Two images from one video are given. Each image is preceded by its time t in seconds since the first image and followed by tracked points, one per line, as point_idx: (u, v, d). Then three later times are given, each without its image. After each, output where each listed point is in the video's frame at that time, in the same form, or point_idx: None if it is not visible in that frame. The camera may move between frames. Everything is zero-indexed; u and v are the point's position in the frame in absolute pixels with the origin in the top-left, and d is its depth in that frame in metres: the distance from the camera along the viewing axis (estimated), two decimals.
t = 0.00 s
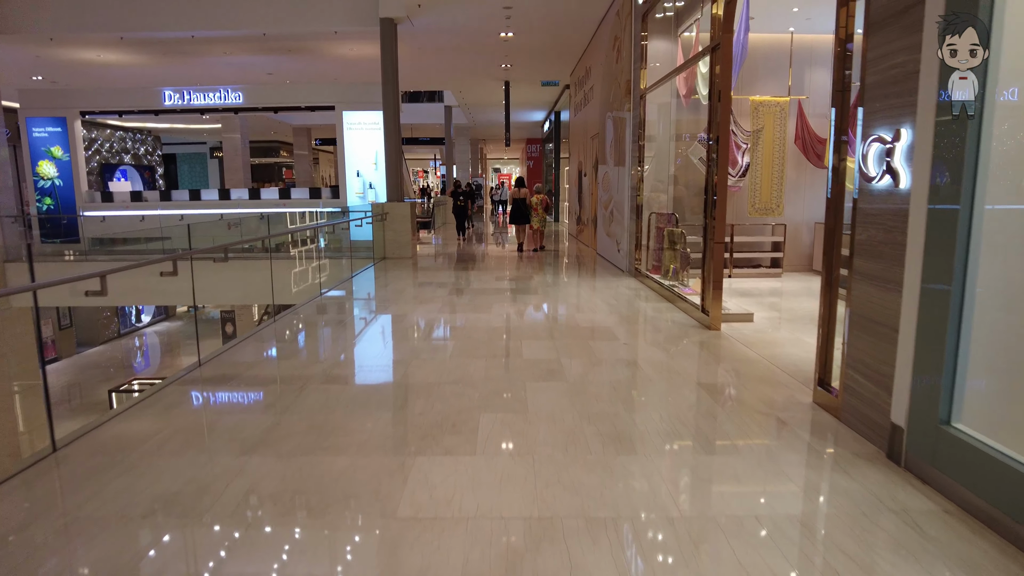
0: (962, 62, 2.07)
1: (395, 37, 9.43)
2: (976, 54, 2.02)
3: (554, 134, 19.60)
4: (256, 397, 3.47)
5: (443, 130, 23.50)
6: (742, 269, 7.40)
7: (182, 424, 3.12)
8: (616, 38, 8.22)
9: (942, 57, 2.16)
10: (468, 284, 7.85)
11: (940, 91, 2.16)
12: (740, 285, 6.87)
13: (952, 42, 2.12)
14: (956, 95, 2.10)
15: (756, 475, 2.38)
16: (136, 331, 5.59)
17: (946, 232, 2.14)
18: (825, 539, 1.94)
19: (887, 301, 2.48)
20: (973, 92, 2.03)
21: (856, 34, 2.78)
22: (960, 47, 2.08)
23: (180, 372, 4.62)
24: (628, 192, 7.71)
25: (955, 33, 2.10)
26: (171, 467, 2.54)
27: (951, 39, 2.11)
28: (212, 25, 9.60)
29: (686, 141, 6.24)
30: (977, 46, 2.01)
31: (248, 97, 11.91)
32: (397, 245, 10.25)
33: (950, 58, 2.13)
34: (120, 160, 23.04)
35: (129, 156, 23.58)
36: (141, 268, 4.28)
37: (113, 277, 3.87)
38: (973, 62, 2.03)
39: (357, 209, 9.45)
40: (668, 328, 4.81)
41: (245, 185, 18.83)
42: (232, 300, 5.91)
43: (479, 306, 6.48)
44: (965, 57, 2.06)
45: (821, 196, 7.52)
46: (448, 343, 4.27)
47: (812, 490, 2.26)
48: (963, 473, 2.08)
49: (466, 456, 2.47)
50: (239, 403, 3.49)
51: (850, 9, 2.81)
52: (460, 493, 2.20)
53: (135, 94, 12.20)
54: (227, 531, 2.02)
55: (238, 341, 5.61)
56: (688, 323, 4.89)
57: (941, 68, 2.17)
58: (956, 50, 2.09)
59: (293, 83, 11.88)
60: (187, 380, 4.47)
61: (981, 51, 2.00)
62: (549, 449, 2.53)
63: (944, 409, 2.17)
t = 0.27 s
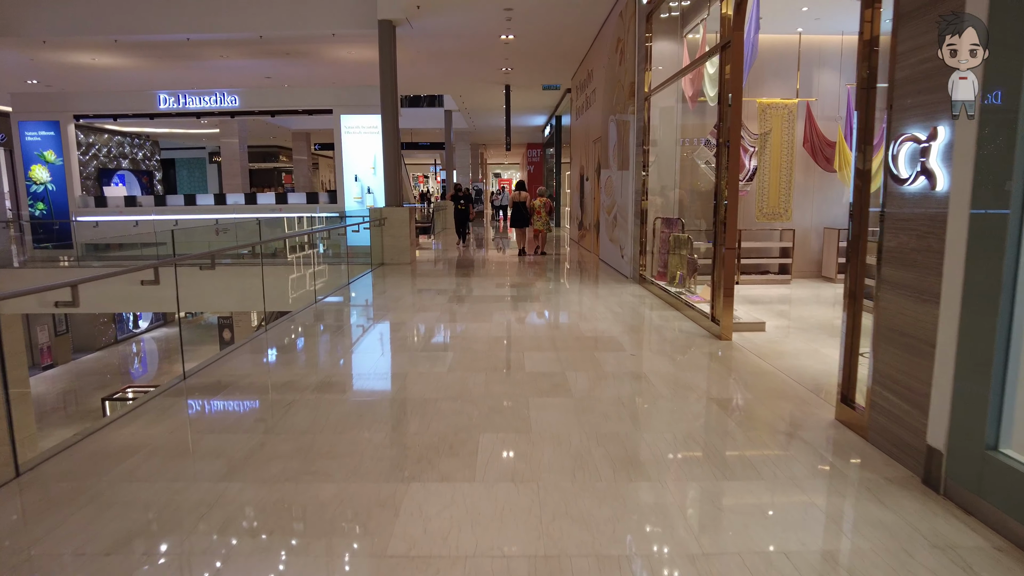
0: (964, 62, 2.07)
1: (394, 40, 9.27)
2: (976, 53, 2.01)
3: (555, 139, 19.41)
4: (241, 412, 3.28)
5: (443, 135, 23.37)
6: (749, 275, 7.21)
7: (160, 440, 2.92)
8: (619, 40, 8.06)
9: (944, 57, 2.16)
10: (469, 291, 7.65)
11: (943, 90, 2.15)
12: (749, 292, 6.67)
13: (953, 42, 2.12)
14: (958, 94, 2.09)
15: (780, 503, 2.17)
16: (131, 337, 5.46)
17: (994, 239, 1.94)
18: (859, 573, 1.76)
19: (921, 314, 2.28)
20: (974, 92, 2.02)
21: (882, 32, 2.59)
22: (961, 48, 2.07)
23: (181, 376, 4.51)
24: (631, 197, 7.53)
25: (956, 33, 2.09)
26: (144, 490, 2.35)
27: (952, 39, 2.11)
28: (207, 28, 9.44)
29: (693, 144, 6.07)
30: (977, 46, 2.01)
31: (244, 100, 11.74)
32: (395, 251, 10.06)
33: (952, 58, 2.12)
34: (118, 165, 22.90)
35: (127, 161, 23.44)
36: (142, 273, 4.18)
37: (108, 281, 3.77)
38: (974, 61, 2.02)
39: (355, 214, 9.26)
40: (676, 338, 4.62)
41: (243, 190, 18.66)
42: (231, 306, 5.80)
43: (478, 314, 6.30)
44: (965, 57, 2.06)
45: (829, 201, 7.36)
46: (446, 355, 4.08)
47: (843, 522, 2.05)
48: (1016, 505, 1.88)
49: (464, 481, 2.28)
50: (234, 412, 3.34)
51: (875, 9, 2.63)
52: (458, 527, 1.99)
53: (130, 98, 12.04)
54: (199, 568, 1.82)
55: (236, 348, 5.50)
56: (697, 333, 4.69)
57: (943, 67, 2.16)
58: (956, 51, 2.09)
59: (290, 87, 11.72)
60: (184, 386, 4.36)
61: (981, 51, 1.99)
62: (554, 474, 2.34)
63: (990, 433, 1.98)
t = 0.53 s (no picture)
0: (963, 62, 2.09)
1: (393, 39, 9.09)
2: (976, 53, 2.03)
3: (557, 142, 19.22)
4: (223, 423, 3.08)
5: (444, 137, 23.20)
6: (757, 279, 7.02)
7: (134, 454, 2.72)
8: (623, 38, 7.88)
9: (943, 57, 2.19)
10: (469, 295, 7.45)
11: (943, 90, 2.17)
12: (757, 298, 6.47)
13: (953, 42, 2.14)
14: (958, 95, 2.12)
15: (808, 533, 1.97)
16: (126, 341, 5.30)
17: None
18: None
19: (961, 325, 2.07)
20: (973, 92, 2.04)
21: (911, 24, 2.39)
22: (960, 47, 2.09)
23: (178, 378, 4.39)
24: (635, 199, 7.33)
25: (956, 34, 2.12)
26: (110, 510, 2.14)
27: (951, 39, 2.14)
28: (202, 26, 9.27)
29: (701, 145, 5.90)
30: (976, 46, 2.02)
31: (240, 101, 11.84)
32: (393, 254, 9.86)
33: (952, 58, 2.14)
34: (117, 166, 22.75)
35: (125, 163, 23.29)
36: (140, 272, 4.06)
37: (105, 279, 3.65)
38: (973, 61, 2.04)
39: (353, 216, 9.07)
40: (685, 347, 4.41)
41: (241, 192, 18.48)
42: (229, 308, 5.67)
43: (478, 319, 6.10)
44: (965, 57, 2.07)
45: (838, 204, 7.18)
46: (443, 364, 3.87)
47: (880, 556, 1.84)
48: None
49: (459, 509, 2.08)
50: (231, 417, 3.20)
51: (903, 3, 2.43)
52: (452, 562, 1.79)
53: (125, 98, 11.86)
54: None
55: (233, 351, 5.38)
56: (707, 342, 4.49)
57: (943, 68, 2.18)
58: (956, 51, 2.11)
59: (288, 87, 11.54)
60: (180, 389, 4.23)
61: (981, 51, 2.00)
62: (558, 500, 2.14)
63: None
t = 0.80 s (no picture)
0: (964, 62, 2.10)
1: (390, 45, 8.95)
2: (976, 53, 2.04)
3: (557, 151, 19.08)
4: (200, 443, 2.88)
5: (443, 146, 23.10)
6: (764, 289, 6.83)
7: (101, 479, 2.51)
8: (624, 44, 7.75)
9: (946, 58, 2.20)
10: (469, 305, 7.24)
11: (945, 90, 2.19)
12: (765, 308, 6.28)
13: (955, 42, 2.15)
14: (958, 95, 2.14)
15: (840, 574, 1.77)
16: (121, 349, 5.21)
17: None
18: None
19: (1007, 342, 1.88)
20: (972, 92, 2.06)
21: (941, 18, 2.21)
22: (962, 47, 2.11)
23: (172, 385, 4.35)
24: (638, 207, 7.14)
25: (958, 34, 2.13)
26: (65, 545, 1.93)
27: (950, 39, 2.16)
28: (198, 33, 9.13)
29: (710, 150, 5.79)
30: (976, 47, 2.03)
31: (236, 108, 11.61)
32: (390, 264, 9.65)
33: (954, 57, 2.16)
34: (114, 175, 22.66)
35: (123, 172, 23.19)
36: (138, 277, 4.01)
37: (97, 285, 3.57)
38: (973, 61, 2.05)
39: (349, 225, 8.89)
40: (694, 360, 4.20)
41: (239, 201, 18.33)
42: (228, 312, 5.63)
43: (477, 330, 5.91)
44: (966, 58, 2.08)
45: (846, 212, 7.01)
46: (438, 379, 3.67)
47: None
48: None
49: (452, 545, 1.88)
50: (223, 430, 3.05)
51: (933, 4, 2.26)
52: None
53: (119, 105, 11.72)
54: None
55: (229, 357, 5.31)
56: (716, 355, 4.28)
57: (945, 68, 2.20)
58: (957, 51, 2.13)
59: (285, 95, 11.40)
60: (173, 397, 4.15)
61: (979, 52, 2.01)
62: (561, 534, 1.94)
63: None
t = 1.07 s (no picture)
0: (963, 62, 2.07)
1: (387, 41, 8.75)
2: (976, 52, 2.00)
3: (557, 151, 18.88)
4: (176, 452, 2.68)
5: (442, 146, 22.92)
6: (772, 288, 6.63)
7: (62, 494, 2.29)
8: (626, 38, 7.55)
9: (943, 58, 2.16)
10: (467, 305, 7.03)
11: (941, 91, 2.15)
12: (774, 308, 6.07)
13: (953, 42, 2.11)
14: (957, 95, 2.10)
15: None
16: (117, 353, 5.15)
17: None
18: None
19: None
20: (972, 91, 2.02)
21: None
22: (960, 47, 2.07)
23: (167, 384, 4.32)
24: (641, 205, 6.94)
25: (957, 34, 2.09)
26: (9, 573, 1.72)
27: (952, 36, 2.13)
28: (190, 28, 8.93)
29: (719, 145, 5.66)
30: (976, 46, 1.99)
31: (229, 105, 11.35)
32: (387, 265, 9.44)
33: (951, 58, 2.12)
34: (111, 176, 22.46)
35: (120, 173, 23.01)
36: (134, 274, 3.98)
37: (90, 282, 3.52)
38: (973, 61, 2.01)
39: (345, 224, 8.69)
40: (703, 363, 3.99)
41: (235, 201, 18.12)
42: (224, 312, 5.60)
43: (475, 331, 5.71)
44: (965, 58, 2.05)
45: (855, 210, 6.82)
46: (434, 383, 3.47)
47: None
48: None
49: (444, 572, 1.67)
50: (200, 439, 2.84)
51: None
52: None
53: (111, 103, 11.52)
54: None
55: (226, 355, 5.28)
56: (727, 357, 4.08)
57: (942, 68, 2.16)
58: (956, 51, 2.09)
59: (281, 93, 11.20)
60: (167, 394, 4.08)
61: (979, 51, 1.98)
62: (567, 560, 1.74)
63: None
